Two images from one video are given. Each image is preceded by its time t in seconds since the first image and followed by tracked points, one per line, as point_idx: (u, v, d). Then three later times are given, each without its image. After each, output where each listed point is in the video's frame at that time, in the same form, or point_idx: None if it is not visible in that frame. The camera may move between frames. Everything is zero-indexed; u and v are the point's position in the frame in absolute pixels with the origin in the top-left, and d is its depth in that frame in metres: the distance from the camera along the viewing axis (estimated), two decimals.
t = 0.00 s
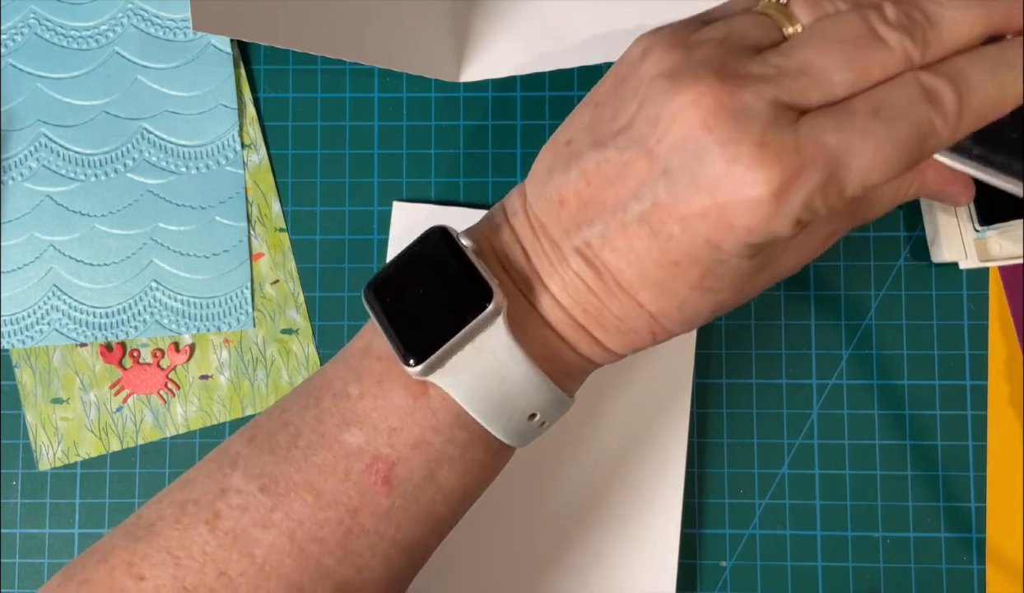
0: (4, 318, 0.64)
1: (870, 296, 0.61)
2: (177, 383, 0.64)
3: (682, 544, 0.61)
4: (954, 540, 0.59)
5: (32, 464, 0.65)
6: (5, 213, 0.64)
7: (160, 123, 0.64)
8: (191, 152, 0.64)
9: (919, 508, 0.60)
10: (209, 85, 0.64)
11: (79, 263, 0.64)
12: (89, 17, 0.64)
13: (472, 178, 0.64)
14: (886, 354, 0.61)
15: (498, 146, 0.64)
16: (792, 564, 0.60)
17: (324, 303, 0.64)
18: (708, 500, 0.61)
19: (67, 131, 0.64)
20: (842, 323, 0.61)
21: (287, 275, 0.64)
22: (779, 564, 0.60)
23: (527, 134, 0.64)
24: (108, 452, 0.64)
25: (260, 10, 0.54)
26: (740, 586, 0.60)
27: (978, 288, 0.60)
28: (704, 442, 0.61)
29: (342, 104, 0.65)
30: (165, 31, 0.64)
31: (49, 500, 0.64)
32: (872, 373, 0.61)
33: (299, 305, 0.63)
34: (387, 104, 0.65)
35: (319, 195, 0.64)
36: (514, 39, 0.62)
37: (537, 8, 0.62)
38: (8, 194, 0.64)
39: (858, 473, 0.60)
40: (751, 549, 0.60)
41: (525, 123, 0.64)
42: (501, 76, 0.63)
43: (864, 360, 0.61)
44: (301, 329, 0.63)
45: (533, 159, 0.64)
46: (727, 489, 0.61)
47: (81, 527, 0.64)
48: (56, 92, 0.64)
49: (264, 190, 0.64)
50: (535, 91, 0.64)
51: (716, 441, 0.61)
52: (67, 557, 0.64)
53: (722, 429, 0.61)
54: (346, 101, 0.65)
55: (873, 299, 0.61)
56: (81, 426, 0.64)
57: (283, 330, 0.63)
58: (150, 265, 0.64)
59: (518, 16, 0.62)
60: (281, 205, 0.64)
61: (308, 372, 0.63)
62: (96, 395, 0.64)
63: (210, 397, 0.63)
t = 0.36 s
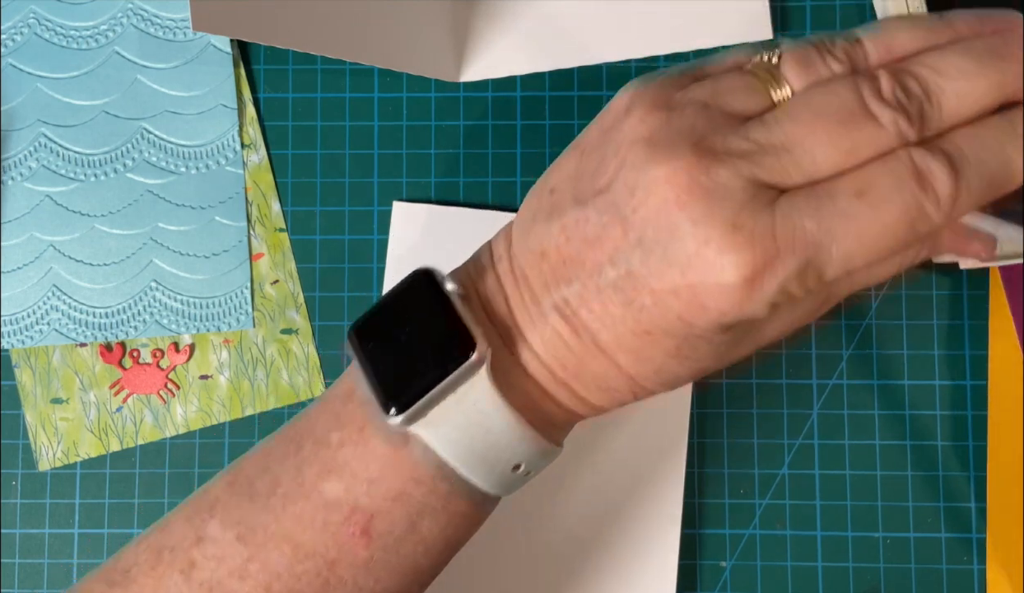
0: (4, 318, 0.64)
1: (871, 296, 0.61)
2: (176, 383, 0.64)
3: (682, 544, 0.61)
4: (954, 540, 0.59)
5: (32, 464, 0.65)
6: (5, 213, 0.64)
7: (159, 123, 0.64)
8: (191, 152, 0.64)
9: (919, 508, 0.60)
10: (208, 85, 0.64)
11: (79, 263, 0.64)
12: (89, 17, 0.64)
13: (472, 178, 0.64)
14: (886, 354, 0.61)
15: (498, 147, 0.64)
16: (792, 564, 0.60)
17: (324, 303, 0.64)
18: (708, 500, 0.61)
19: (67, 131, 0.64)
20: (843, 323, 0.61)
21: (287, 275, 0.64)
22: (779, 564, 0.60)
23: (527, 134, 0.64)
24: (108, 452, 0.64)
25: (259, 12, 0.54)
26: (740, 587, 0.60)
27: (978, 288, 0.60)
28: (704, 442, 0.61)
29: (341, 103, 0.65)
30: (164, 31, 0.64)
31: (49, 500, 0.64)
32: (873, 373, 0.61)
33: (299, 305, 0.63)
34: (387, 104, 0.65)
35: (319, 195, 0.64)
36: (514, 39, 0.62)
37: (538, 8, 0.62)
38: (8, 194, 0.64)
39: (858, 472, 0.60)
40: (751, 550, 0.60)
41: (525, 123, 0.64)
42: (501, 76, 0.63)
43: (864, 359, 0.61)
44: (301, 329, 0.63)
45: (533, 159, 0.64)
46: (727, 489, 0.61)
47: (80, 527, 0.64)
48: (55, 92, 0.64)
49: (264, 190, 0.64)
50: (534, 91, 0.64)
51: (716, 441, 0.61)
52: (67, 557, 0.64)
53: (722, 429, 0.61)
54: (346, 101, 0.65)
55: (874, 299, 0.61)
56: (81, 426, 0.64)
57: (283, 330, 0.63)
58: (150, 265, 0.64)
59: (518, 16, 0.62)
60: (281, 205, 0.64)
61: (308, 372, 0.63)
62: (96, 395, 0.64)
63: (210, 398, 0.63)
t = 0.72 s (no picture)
0: (4, 318, 0.64)
1: (871, 296, 0.61)
2: (176, 383, 0.64)
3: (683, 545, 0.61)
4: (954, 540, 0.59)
5: (32, 463, 0.65)
6: (6, 214, 0.64)
7: (160, 123, 0.64)
8: (191, 152, 0.64)
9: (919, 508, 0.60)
10: (209, 86, 0.64)
11: (78, 263, 0.64)
12: (90, 17, 0.64)
13: (472, 178, 0.64)
14: (885, 354, 0.61)
15: (498, 147, 0.64)
16: (792, 565, 0.60)
17: (324, 302, 0.64)
18: (708, 499, 0.61)
19: (68, 131, 0.64)
20: (842, 323, 0.61)
21: (287, 275, 0.64)
22: (778, 565, 0.60)
23: (527, 134, 0.64)
24: (107, 452, 0.64)
25: (257, 14, 0.54)
26: (740, 586, 0.60)
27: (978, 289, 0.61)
28: (705, 441, 0.61)
29: (341, 103, 0.65)
30: (165, 31, 0.64)
31: (49, 499, 0.64)
32: (873, 373, 0.61)
33: (298, 305, 0.64)
34: (386, 104, 0.65)
35: (319, 195, 0.64)
36: (514, 40, 0.63)
37: (538, 8, 0.62)
38: (8, 193, 0.64)
39: (857, 473, 0.60)
40: (751, 550, 0.60)
41: (525, 123, 0.64)
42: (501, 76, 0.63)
43: (864, 358, 0.61)
44: (301, 329, 0.63)
45: (533, 159, 0.64)
46: (727, 488, 0.61)
47: (81, 527, 0.64)
48: (56, 92, 0.64)
49: (264, 191, 0.64)
50: (534, 91, 0.64)
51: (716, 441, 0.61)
52: (68, 556, 0.64)
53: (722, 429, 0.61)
54: (346, 101, 0.65)
55: (873, 299, 0.61)
56: (80, 426, 0.64)
57: (283, 330, 0.63)
58: (150, 265, 0.63)
59: (518, 17, 0.62)
60: (281, 205, 0.64)
61: (308, 372, 0.63)
62: (95, 395, 0.64)
63: (210, 398, 0.63)
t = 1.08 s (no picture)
0: (20, 332, 0.64)
1: (871, 296, 0.61)
2: (189, 405, 0.64)
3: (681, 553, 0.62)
4: (953, 540, 0.59)
5: (33, 464, 0.65)
6: (23, 229, 0.64)
7: (178, 138, 0.64)
8: (209, 166, 0.64)
9: (918, 508, 0.60)
10: (227, 99, 0.64)
11: (95, 277, 0.64)
12: (107, 32, 0.65)
13: (472, 178, 0.64)
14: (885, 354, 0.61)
15: (498, 147, 0.64)
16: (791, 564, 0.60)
17: (324, 303, 0.64)
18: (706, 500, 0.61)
19: (86, 147, 0.64)
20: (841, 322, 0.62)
21: (306, 302, 0.64)
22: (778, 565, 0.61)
23: (527, 134, 0.64)
24: (117, 469, 0.64)
25: (258, 13, 0.54)
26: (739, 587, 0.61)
27: (978, 288, 0.61)
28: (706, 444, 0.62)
29: (341, 103, 0.65)
30: (182, 45, 0.64)
31: (50, 499, 0.65)
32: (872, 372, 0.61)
33: (315, 333, 0.64)
34: (387, 104, 0.65)
35: (319, 195, 0.65)
36: (514, 39, 0.63)
37: (538, 8, 0.62)
38: (26, 209, 0.64)
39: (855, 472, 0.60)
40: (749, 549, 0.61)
41: (525, 123, 0.64)
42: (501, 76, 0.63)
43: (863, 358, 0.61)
44: (316, 358, 0.64)
45: (533, 159, 0.64)
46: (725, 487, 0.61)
47: (81, 526, 0.64)
48: (73, 107, 0.65)
49: (287, 218, 0.64)
50: (534, 91, 0.64)
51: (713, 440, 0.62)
52: (68, 556, 0.64)
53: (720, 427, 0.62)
54: (346, 101, 0.65)
55: (873, 299, 0.61)
56: (92, 441, 0.64)
57: (299, 357, 0.64)
58: (167, 279, 0.64)
59: (518, 17, 0.62)
60: (304, 232, 0.64)
61: (320, 401, 0.63)
62: (108, 412, 0.64)
63: (221, 421, 0.64)
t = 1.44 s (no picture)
0: (24, 336, 0.64)
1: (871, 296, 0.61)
2: (191, 407, 0.64)
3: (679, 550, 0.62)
4: (953, 540, 0.59)
5: (34, 465, 0.65)
6: (27, 232, 0.64)
7: (181, 141, 0.64)
8: (213, 169, 0.64)
9: (918, 509, 0.60)
10: (231, 103, 0.64)
11: (98, 280, 0.64)
12: (111, 36, 0.65)
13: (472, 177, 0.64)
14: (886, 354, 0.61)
15: (499, 147, 0.64)
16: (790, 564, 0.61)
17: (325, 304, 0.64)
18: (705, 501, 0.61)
19: (90, 150, 0.64)
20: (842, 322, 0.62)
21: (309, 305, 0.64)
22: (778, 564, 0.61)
23: (527, 134, 0.64)
24: (119, 471, 0.64)
25: (258, 14, 0.54)
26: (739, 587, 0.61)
27: (978, 289, 0.60)
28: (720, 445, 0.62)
29: (341, 103, 0.65)
30: (186, 49, 0.64)
31: (50, 499, 0.64)
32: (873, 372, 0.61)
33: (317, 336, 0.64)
34: (387, 104, 0.65)
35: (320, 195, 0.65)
36: (515, 40, 0.62)
37: (539, 8, 0.62)
38: (30, 212, 0.64)
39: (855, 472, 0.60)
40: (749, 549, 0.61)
41: (525, 124, 0.64)
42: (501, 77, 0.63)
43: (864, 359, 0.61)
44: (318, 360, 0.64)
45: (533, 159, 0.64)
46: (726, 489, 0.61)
47: (81, 527, 0.64)
48: (77, 110, 0.65)
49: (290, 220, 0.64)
50: (534, 91, 0.64)
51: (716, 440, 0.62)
52: (68, 556, 0.64)
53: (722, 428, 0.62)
54: (346, 101, 0.65)
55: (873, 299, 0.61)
56: (94, 444, 0.64)
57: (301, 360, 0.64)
58: (171, 282, 0.64)
59: (518, 17, 0.62)
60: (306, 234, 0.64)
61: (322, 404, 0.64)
62: (110, 415, 0.64)
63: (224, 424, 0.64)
